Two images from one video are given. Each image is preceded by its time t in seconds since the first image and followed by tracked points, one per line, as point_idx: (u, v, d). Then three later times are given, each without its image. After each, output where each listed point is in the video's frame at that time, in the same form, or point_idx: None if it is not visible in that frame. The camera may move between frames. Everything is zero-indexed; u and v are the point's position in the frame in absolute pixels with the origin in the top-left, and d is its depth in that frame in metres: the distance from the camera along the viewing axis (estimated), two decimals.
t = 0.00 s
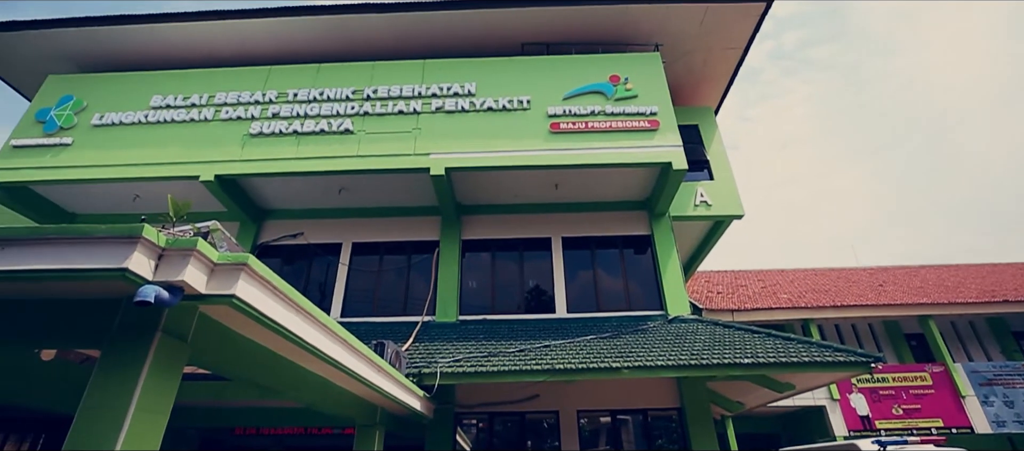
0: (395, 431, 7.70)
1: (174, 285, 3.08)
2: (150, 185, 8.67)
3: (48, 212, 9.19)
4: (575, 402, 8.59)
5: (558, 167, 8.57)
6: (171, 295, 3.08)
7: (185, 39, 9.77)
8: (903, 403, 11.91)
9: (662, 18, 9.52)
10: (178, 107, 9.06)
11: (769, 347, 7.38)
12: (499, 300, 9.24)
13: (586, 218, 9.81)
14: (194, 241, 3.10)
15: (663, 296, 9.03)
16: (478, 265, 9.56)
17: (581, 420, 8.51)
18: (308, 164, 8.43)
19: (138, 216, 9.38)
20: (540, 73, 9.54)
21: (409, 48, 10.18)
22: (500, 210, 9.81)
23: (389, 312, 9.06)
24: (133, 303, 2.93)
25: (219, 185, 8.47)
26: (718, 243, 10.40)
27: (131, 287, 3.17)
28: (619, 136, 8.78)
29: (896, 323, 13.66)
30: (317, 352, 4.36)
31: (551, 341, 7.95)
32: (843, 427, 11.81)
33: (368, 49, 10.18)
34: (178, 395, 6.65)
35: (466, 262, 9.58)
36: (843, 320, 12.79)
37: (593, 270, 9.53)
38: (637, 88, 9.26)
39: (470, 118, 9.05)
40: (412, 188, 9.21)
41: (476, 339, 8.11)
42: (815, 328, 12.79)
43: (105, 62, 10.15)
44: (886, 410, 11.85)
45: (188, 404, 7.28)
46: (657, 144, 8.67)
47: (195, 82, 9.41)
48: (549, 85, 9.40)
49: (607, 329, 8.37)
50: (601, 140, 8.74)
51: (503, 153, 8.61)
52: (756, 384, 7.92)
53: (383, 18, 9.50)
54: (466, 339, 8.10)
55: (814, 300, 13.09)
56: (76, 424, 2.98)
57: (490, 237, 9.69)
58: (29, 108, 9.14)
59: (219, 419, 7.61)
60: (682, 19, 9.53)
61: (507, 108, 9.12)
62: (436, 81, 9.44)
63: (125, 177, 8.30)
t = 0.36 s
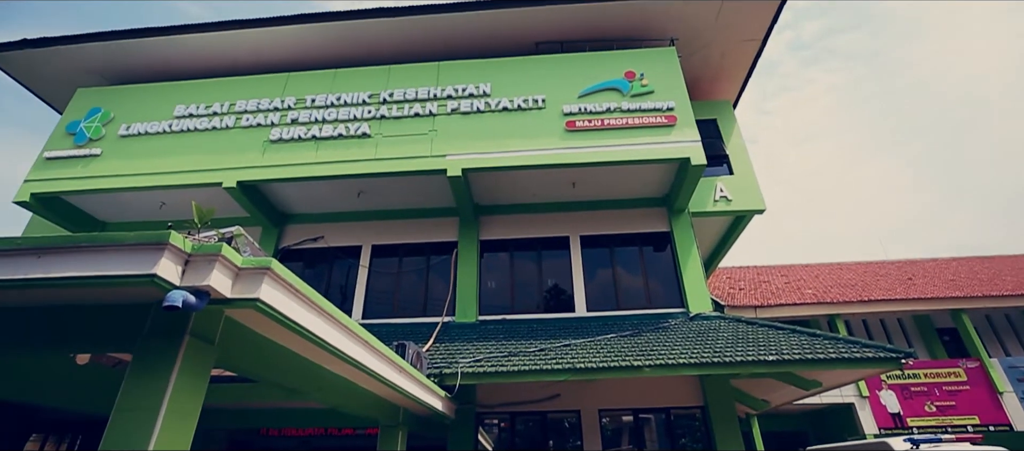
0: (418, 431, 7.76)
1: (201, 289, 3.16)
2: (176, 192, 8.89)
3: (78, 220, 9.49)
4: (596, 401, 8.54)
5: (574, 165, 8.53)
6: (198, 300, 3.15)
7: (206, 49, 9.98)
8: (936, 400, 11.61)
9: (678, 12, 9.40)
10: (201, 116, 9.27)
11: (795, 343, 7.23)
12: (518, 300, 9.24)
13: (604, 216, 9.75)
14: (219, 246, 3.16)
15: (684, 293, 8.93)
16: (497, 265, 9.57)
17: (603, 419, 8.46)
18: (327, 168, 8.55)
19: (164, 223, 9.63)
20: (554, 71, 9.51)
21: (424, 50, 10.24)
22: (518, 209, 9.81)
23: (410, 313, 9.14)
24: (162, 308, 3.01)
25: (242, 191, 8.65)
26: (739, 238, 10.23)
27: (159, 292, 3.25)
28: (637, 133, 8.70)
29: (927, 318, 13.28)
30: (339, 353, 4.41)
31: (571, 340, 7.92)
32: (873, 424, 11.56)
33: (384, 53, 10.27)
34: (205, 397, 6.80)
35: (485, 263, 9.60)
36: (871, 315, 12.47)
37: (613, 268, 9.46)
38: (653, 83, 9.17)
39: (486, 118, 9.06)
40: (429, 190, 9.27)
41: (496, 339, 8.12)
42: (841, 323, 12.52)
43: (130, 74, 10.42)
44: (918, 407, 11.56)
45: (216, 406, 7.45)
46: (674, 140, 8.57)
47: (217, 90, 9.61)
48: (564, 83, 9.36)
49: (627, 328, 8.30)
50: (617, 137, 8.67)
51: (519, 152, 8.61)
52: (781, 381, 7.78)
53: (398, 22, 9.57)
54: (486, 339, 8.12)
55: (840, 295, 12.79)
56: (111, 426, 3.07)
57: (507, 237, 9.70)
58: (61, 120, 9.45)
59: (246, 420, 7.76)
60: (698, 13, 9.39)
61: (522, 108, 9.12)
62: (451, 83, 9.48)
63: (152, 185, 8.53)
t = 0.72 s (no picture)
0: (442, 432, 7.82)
1: (229, 294, 3.24)
2: (203, 200, 9.13)
3: (111, 229, 9.79)
4: (620, 400, 8.48)
5: (593, 163, 8.48)
6: (227, 304, 3.23)
7: (229, 59, 10.22)
8: (975, 396, 11.24)
9: (695, 4, 9.27)
10: (225, 125, 9.50)
11: (824, 339, 7.06)
12: (539, 299, 9.23)
13: (624, 213, 9.67)
14: (245, 251, 3.24)
15: (707, 290, 8.80)
16: (517, 265, 9.58)
17: (628, 418, 8.39)
18: (348, 172, 8.67)
19: (192, 230, 9.89)
20: (570, 69, 9.47)
21: (440, 52, 10.31)
22: (537, 209, 9.80)
23: (432, 314, 9.22)
24: (193, 313, 3.10)
25: (266, 197, 8.83)
26: (763, 232, 10.04)
27: (189, 297, 3.34)
28: (655, 128, 8.61)
29: (963, 311, 12.84)
30: (363, 355, 4.47)
31: (594, 339, 7.87)
32: (908, 421, 11.26)
33: (401, 57, 10.37)
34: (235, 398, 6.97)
35: (505, 263, 9.62)
36: (904, 308, 12.10)
37: (634, 265, 9.39)
38: (671, 78, 9.06)
39: (503, 118, 9.07)
40: (448, 191, 9.33)
41: (518, 338, 8.13)
42: (872, 318, 12.13)
43: (158, 86, 10.73)
44: (956, 404, 11.21)
45: (246, 408, 7.62)
46: (694, 134, 8.45)
47: (240, 99, 9.83)
48: (580, 81, 9.31)
49: (650, 325, 8.22)
50: (636, 133, 8.59)
51: (537, 151, 8.59)
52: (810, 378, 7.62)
53: (414, 25, 9.65)
54: (508, 339, 8.13)
55: (871, 289, 12.45)
56: (147, 428, 3.18)
57: (527, 236, 9.70)
58: (94, 133, 9.80)
59: (275, 421, 7.92)
60: (715, 4, 9.24)
61: (539, 107, 9.10)
62: (467, 84, 9.52)
63: (180, 193, 8.78)
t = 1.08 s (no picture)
0: (467, 431, 7.85)
1: (257, 298, 3.32)
2: (229, 206, 9.35)
3: (142, 236, 10.11)
4: (645, 398, 8.40)
5: (612, 160, 8.41)
6: (254, 309, 3.31)
7: (250, 68, 10.44)
8: (1016, 392, 11.02)
9: None
10: (249, 132, 9.70)
11: (854, 334, 6.88)
12: (560, 298, 9.20)
13: (644, 209, 9.57)
14: (270, 256, 3.31)
15: (731, 286, 8.65)
16: (537, 264, 9.57)
17: (652, 417, 8.31)
18: (368, 176, 8.78)
19: (219, 236, 10.12)
20: (586, 66, 9.42)
21: (456, 54, 10.36)
22: (556, 207, 9.78)
23: (454, 314, 9.28)
24: (222, 317, 3.18)
25: (289, 202, 8.99)
26: (788, 226, 9.82)
27: (217, 302, 3.43)
28: (675, 123, 8.50)
29: (1002, 303, 12.38)
30: (387, 356, 4.52)
31: (616, 337, 7.81)
32: (946, 419, 11.01)
33: (417, 60, 10.45)
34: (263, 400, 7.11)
35: (525, 262, 9.62)
36: (938, 301, 11.71)
37: (656, 262, 9.30)
38: (689, 72, 8.93)
39: (520, 118, 9.07)
40: (468, 192, 9.36)
41: (540, 338, 8.11)
42: (905, 312, 11.75)
43: (184, 96, 11.02)
44: (996, 400, 11.01)
45: (274, 409, 7.78)
46: (715, 128, 8.31)
47: (262, 107, 10.03)
48: (597, 78, 9.25)
49: (674, 323, 8.12)
50: (655, 128, 8.50)
51: (555, 150, 8.56)
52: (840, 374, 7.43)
53: (429, 28, 9.72)
54: (531, 338, 8.13)
55: (903, 282, 12.08)
56: (182, 429, 3.27)
57: (547, 235, 9.68)
58: (124, 145, 10.13)
59: (303, 422, 8.06)
60: None
61: (556, 105, 9.06)
62: (484, 85, 9.55)
63: (207, 200, 9.01)
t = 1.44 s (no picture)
0: (489, 431, 7.87)
1: (281, 302, 3.38)
2: (253, 212, 9.54)
3: (170, 243, 10.38)
4: (668, 396, 8.31)
5: (630, 156, 8.34)
6: (279, 312, 3.37)
7: (270, 76, 10.63)
8: None
9: None
10: (270, 139, 9.88)
11: (884, 329, 6.70)
12: (581, 296, 9.16)
13: (664, 206, 9.47)
14: (293, 260, 3.37)
15: (755, 282, 8.50)
16: (556, 263, 9.54)
17: (677, 415, 8.22)
18: (387, 179, 8.87)
19: (244, 241, 10.33)
20: (602, 63, 9.36)
21: (471, 55, 10.40)
22: (574, 205, 9.74)
23: (475, 314, 9.31)
24: (248, 320, 3.25)
25: (311, 206, 9.13)
26: (813, 220, 9.61)
27: (243, 306, 3.50)
28: (693, 118, 8.39)
29: None
30: (409, 357, 4.55)
31: (638, 335, 7.74)
32: (985, 416, 10.70)
33: (433, 62, 10.52)
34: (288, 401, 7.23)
35: (545, 261, 9.60)
36: (972, 294, 11.31)
37: (676, 258, 9.19)
38: (706, 65, 8.81)
39: (536, 117, 9.06)
40: (486, 193, 9.39)
41: (561, 337, 8.09)
42: (938, 306, 11.37)
43: (207, 105, 11.28)
44: None
45: (300, 410, 7.90)
46: (734, 122, 8.18)
47: (282, 113, 10.20)
48: (613, 74, 9.19)
49: (697, 320, 8.01)
50: (673, 124, 8.40)
51: (572, 148, 8.52)
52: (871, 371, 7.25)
53: (444, 30, 9.77)
54: (552, 337, 8.11)
55: (934, 274, 11.71)
56: (212, 430, 3.35)
57: (565, 234, 9.64)
58: (151, 154, 10.43)
59: (328, 422, 8.18)
60: None
61: (572, 103, 9.02)
62: (499, 85, 9.55)
63: (231, 206, 9.21)
